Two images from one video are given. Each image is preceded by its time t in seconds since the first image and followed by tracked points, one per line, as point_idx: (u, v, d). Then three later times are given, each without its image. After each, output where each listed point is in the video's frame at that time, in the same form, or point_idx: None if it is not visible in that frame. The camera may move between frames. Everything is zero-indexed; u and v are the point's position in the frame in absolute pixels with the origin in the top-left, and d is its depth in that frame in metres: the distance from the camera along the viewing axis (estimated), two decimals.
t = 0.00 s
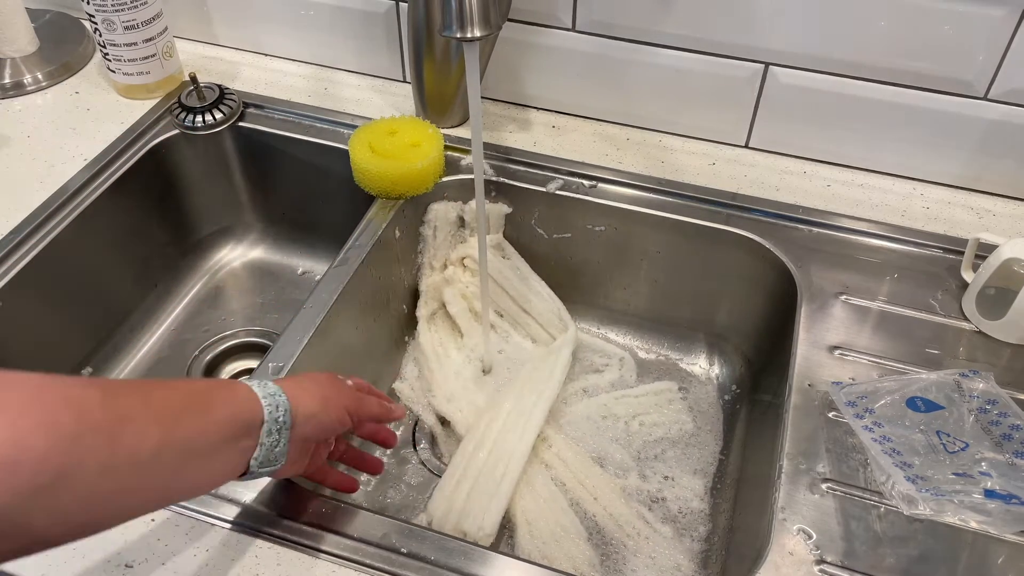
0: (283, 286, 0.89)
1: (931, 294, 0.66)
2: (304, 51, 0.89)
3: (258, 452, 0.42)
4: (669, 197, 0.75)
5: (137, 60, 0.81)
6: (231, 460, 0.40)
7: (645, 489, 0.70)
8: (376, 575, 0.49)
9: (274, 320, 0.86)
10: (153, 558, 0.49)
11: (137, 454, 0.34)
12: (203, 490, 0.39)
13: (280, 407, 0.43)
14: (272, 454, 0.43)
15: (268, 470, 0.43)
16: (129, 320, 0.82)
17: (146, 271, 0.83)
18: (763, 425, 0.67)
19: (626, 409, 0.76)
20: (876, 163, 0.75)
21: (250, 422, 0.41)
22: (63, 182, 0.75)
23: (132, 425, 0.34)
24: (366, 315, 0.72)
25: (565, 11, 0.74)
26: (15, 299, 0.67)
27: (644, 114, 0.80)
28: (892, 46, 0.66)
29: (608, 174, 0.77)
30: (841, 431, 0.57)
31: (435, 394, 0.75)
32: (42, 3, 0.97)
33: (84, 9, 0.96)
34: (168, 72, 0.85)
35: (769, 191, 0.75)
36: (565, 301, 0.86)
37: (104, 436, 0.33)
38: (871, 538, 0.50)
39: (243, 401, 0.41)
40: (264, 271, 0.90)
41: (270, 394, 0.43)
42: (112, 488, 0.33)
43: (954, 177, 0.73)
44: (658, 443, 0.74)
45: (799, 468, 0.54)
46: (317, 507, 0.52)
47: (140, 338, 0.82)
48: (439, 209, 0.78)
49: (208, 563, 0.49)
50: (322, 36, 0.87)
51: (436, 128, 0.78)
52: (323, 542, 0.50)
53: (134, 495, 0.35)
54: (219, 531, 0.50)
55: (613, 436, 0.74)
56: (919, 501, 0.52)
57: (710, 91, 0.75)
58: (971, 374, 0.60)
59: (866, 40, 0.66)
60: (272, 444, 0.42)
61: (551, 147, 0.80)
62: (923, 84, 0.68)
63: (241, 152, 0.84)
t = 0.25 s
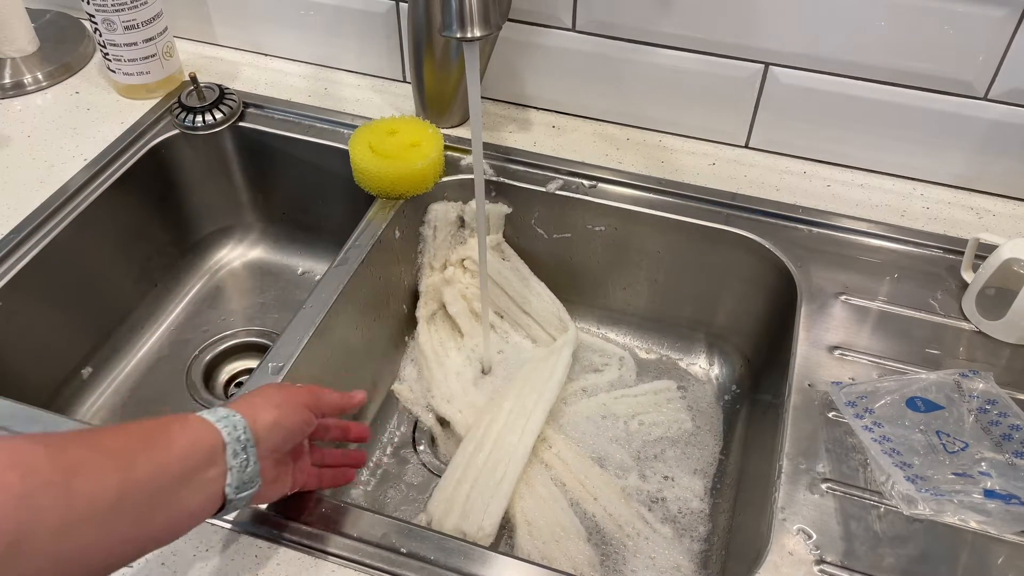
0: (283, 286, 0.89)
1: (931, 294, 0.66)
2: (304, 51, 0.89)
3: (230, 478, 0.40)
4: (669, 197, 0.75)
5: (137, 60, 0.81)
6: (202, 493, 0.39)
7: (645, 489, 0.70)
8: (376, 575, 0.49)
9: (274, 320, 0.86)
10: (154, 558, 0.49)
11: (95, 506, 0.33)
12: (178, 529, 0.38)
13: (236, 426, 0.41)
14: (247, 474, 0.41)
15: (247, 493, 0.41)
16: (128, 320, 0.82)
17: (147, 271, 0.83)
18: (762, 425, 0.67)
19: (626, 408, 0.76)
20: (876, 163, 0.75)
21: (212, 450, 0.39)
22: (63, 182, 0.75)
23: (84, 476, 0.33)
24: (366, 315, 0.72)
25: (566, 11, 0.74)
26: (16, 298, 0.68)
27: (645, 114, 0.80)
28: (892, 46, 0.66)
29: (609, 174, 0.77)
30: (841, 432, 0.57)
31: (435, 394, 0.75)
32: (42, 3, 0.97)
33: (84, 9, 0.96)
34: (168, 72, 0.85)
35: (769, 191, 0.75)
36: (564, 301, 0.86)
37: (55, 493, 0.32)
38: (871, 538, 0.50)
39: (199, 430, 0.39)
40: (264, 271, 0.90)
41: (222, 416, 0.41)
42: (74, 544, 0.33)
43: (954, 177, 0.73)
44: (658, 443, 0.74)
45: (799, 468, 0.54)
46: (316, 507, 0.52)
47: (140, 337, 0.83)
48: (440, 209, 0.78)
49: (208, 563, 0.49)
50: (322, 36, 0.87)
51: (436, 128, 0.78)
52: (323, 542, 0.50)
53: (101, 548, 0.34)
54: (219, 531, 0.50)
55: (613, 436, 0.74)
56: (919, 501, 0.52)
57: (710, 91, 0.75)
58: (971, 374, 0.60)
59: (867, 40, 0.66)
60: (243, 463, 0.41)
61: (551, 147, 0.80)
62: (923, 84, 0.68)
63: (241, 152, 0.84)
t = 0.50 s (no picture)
0: (283, 286, 0.89)
1: (931, 294, 0.66)
2: (304, 50, 0.89)
3: (212, 466, 0.40)
4: (669, 197, 0.75)
5: (137, 60, 0.81)
6: (190, 480, 0.39)
7: (645, 489, 0.70)
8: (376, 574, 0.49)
9: (274, 320, 0.86)
10: (153, 558, 0.49)
11: (82, 496, 0.34)
12: (171, 516, 0.39)
13: (218, 414, 0.41)
14: (230, 463, 0.41)
15: (230, 482, 0.41)
16: (129, 320, 0.82)
17: (147, 270, 0.83)
18: (762, 425, 0.67)
19: (626, 408, 0.76)
20: (876, 163, 0.75)
21: (194, 439, 0.39)
22: (63, 182, 0.75)
23: (67, 469, 0.34)
24: (366, 315, 0.72)
25: (566, 11, 0.74)
26: (17, 298, 0.68)
27: (645, 114, 0.80)
28: (893, 46, 0.66)
29: (609, 174, 0.77)
30: (841, 432, 0.57)
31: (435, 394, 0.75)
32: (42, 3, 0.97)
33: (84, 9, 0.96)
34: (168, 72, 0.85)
35: (769, 191, 0.75)
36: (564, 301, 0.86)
37: (39, 485, 0.33)
38: (871, 538, 0.50)
39: (181, 419, 0.39)
40: (264, 271, 0.90)
41: (203, 405, 0.41)
42: (61, 535, 0.33)
43: (954, 177, 0.73)
44: (658, 443, 0.74)
45: (799, 468, 0.54)
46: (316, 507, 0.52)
47: (141, 337, 0.83)
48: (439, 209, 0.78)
49: (208, 562, 0.49)
50: (322, 36, 0.87)
51: (436, 128, 0.78)
52: (323, 542, 0.50)
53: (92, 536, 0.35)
54: (219, 531, 0.50)
55: (613, 436, 0.74)
56: (919, 501, 0.52)
57: (710, 91, 0.75)
58: (971, 374, 0.60)
59: (867, 40, 0.66)
60: (226, 451, 0.41)
61: (551, 147, 0.80)
62: (923, 84, 0.68)
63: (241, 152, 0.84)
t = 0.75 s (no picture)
0: (283, 286, 0.89)
1: (931, 294, 0.66)
2: (304, 50, 0.89)
3: (261, 431, 0.43)
4: (669, 197, 0.75)
5: (137, 61, 0.81)
6: (237, 439, 0.41)
7: (645, 489, 0.70)
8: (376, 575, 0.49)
9: (274, 320, 0.86)
10: (153, 558, 0.49)
11: (152, 433, 0.35)
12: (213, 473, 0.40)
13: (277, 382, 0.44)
14: (277, 430, 0.44)
15: (272, 448, 0.44)
16: (129, 320, 0.82)
17: (147, 270, 0.83)
18: (762, 425, 0.67)
19: (626, 408, 0.76)
20: (876, 164, 0.75)
21: (252, 401, 0.42)
22: (63, 182, 0.75)
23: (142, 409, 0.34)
24: (366, 315, 0.72)
25: (566, 11, 0.74)
26: (16, 298, 0.68)
27: (645, 114, 0.80)
28: (892, 46, 0.66)
29: (609, 174, 0.77)
30: (841, 432, 0.57)
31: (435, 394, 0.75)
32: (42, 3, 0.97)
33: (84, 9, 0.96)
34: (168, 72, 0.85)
35: (769, 191, 0.75)
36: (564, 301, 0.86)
37: (119, 421, 0.33)
38: (871, 538, 0.50)
39: (240, 379, 0.42)
40: (264, 271, 0.90)
41: (264, 372, 0.44)
42: (130, 471, 0.34)
43: (954, 177, 0.73)
44: (658, 443, 0.74)
45: (798, 468, 0.54)
46: (316, 507, 0.52)
47: (141, 337, 0.83)
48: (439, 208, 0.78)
49: (208, 562, 0.49)
50: (322, 36, 0.87)
51: (436, 128, 0.78)
52: (324, 542, 0.50)
53: (156, 478, 0.35)
54: (218, 531, 0.50)
55: (613, 436, 0.74)
56: (919, 501, 0.52)
57: (710, 91, 0.75)
58: (971, 374, 0.60)
59: (867, 40, 0.66)
60: (275, 419, 0.43)
61: (551, 148, 0.80)
62: (923, 84, 0.68)
63: (241, 152, 0.84)
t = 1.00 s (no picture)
0: (283, 286, 0.89)
1: (932, 294, 0.66)
2: (304, 50, 0.89)
3: (343, 398, 0.42)
4: (670, 197, 0.75)
5: (137, 60, 0.81)
6: (330, 401, 0.41)
7: (646, 488, 0.70)
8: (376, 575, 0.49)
9: (274, 320, 0.86)
10: (154, 558, 0.49)
11: (269, 374, 0.35)
12: (296, 436, 0.39)
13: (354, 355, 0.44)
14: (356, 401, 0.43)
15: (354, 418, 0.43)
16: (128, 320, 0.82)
17: (147, 270, 0.83)
18: (763, 425, 0.67)
19: (626, 408, 0.76)
20: (876, 164, 0.75)
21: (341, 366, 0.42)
22: (64, 181, 0.75)
23: (261, 352, 0.35)
24: (366, 315, 0.72)
25: (566, 11, 0.74)
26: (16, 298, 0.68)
27: (645, 114, 0.80)
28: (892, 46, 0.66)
29: (609, 174, 0.77)
30: (841, 431, 0.57)
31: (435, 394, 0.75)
32: (42, 3, 0.97)
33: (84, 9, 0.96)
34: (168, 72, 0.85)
35: (770, 191, 0.75)
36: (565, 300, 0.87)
37: (246, 355, 0.33)
38: (871, 538, 0.50)
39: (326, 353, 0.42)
40: (264, 270, 0.90)
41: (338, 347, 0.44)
42: (250, 406, 0.34)
43: (954, 177, 0.73)
44: (658, 442, 0.74)
45: (799, 468, 0.54)
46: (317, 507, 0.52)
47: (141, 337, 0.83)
48: (440, 208, 0.78)
49: (208, 562, 0.49)
50: (322, 36, 0.87)
51: (436, 128, 0.78)
52: (324, 542, 0.50)
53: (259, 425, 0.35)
54: (218, 531, 0.50)
55: (614, 436, 0.74)
56: (919, 501, 0.52)
57: (710, 91, 0.75)
58: (971, 374, 0.60)
59: (867, 40, 0.66)
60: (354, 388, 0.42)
61: (551, 147, 0.80)
62: (923, 84, 0.68)
63: (241, 152, 0.84)
